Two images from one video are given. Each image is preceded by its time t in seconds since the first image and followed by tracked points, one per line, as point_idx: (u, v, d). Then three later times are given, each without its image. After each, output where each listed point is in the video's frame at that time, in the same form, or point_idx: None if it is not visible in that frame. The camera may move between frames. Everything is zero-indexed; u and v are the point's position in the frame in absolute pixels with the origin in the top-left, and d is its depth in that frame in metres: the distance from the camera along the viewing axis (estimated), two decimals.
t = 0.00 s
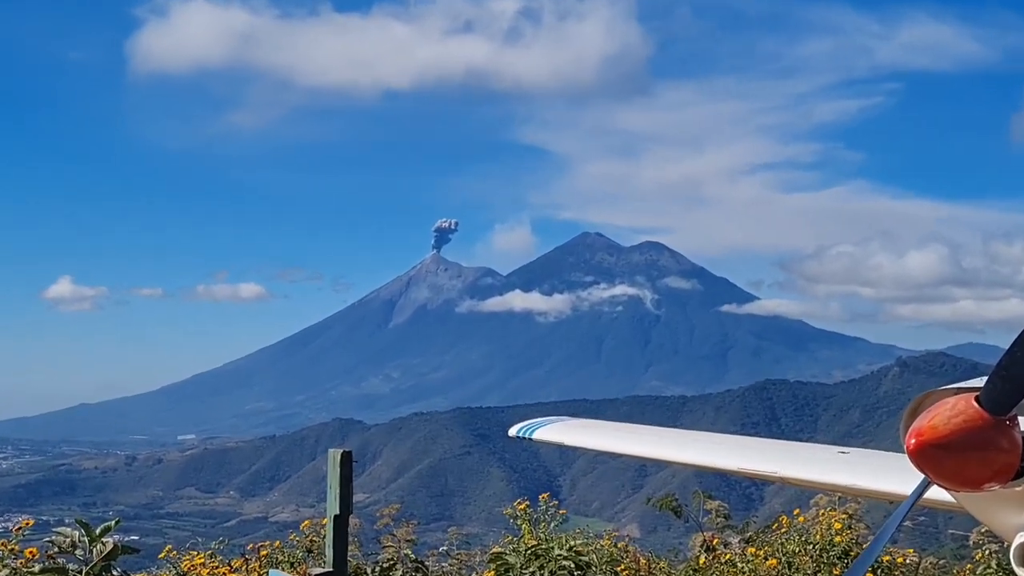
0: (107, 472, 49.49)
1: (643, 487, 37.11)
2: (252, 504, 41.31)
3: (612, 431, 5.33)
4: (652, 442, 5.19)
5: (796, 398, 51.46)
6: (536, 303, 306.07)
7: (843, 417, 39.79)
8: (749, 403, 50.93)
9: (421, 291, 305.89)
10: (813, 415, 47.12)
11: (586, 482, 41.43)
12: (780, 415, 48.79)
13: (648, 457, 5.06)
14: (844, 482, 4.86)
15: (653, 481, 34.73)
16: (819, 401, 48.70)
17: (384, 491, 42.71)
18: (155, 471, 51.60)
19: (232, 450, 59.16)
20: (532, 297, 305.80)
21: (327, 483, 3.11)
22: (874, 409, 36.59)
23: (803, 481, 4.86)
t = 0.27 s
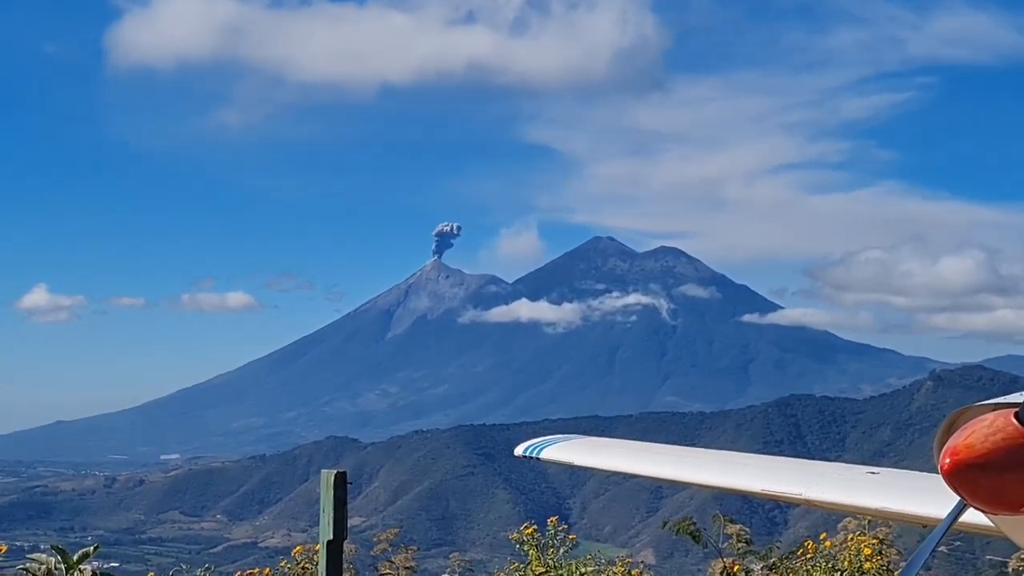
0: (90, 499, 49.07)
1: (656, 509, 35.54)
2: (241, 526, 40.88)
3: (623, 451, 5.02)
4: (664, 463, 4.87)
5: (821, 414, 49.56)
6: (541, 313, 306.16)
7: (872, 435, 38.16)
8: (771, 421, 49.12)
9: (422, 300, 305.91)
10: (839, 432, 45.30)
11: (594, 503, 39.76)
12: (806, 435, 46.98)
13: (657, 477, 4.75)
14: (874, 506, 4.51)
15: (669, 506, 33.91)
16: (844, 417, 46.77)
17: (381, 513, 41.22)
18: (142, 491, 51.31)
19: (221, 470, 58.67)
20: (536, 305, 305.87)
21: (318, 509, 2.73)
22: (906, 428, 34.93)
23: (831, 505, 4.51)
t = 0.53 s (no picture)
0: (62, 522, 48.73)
1: (666, 525, 34.15)
2: (231, 542, 40.64)
3: (627, 465, 4.79)
4: (671, 476, 4.67)
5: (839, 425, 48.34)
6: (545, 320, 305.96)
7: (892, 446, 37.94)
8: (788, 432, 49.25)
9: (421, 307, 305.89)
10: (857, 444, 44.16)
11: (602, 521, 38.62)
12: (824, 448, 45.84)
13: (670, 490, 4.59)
14: (894, 522, 4.28)
15: (676, 524, 32.97)
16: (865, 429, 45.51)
17: (378, 530, 40.53)
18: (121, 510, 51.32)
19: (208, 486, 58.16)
20: (539, 312, 305.80)
21: (312, 525, 2.52)
22: (926, 439, 34.73)
23: (848, 521, 4.27)
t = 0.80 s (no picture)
0: (36, 561, 47.93)
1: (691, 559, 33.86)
2: None
3: (644, 493, 4.39)
4: (693, 506, 4.26)
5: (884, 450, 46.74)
6: (549, 330, 305.92)
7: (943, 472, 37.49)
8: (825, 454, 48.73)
9: (420, 318, 305.85)
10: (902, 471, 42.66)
11: (622, 555, 37.67)
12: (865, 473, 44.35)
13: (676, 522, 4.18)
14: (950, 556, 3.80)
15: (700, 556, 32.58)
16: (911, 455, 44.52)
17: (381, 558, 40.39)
18: (92, 540, 50.42)
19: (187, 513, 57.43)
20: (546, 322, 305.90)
21: (298, 558, 2.74)
22: (982, 467, 34.29)
23: (897, 555, 3.82)
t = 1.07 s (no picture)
0: None
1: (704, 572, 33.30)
2: None
3: (649, 530, 5.55)
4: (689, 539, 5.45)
5: (933, 475, 45.04)
6: (551, 341, 305.61)
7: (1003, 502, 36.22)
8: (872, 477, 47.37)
9: (414, 329, 305.67)
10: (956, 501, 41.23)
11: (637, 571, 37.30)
12: (913, 501, 42.76)
13: (671, 549, 5.39)
14: None
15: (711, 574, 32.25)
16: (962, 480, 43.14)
17: None
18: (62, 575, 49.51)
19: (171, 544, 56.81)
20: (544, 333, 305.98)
21: None
22: None
23: None
